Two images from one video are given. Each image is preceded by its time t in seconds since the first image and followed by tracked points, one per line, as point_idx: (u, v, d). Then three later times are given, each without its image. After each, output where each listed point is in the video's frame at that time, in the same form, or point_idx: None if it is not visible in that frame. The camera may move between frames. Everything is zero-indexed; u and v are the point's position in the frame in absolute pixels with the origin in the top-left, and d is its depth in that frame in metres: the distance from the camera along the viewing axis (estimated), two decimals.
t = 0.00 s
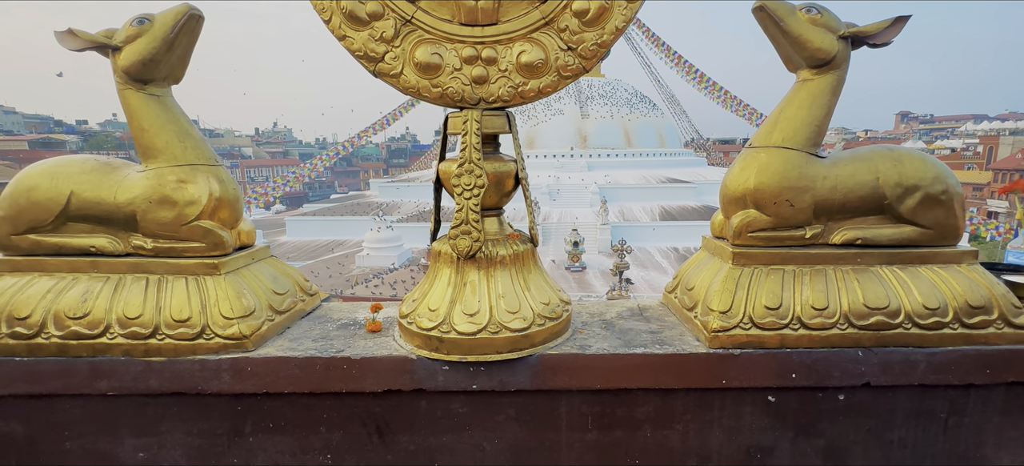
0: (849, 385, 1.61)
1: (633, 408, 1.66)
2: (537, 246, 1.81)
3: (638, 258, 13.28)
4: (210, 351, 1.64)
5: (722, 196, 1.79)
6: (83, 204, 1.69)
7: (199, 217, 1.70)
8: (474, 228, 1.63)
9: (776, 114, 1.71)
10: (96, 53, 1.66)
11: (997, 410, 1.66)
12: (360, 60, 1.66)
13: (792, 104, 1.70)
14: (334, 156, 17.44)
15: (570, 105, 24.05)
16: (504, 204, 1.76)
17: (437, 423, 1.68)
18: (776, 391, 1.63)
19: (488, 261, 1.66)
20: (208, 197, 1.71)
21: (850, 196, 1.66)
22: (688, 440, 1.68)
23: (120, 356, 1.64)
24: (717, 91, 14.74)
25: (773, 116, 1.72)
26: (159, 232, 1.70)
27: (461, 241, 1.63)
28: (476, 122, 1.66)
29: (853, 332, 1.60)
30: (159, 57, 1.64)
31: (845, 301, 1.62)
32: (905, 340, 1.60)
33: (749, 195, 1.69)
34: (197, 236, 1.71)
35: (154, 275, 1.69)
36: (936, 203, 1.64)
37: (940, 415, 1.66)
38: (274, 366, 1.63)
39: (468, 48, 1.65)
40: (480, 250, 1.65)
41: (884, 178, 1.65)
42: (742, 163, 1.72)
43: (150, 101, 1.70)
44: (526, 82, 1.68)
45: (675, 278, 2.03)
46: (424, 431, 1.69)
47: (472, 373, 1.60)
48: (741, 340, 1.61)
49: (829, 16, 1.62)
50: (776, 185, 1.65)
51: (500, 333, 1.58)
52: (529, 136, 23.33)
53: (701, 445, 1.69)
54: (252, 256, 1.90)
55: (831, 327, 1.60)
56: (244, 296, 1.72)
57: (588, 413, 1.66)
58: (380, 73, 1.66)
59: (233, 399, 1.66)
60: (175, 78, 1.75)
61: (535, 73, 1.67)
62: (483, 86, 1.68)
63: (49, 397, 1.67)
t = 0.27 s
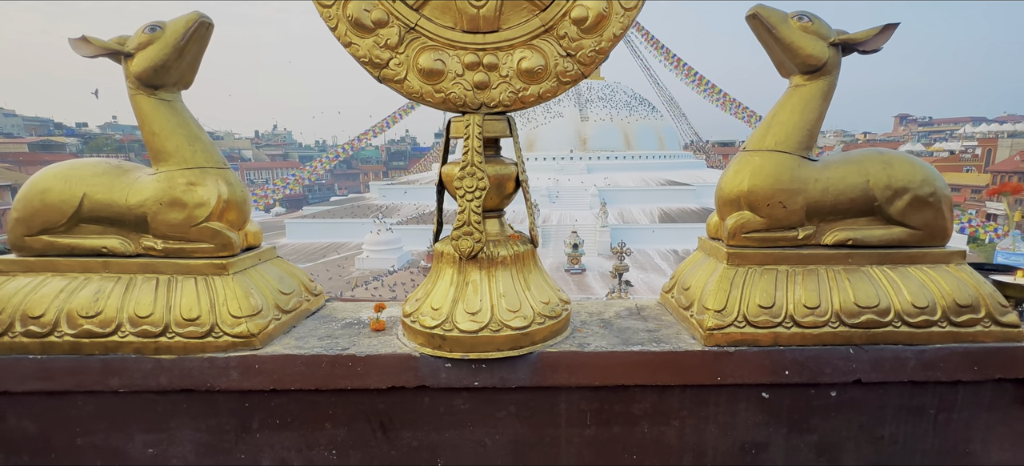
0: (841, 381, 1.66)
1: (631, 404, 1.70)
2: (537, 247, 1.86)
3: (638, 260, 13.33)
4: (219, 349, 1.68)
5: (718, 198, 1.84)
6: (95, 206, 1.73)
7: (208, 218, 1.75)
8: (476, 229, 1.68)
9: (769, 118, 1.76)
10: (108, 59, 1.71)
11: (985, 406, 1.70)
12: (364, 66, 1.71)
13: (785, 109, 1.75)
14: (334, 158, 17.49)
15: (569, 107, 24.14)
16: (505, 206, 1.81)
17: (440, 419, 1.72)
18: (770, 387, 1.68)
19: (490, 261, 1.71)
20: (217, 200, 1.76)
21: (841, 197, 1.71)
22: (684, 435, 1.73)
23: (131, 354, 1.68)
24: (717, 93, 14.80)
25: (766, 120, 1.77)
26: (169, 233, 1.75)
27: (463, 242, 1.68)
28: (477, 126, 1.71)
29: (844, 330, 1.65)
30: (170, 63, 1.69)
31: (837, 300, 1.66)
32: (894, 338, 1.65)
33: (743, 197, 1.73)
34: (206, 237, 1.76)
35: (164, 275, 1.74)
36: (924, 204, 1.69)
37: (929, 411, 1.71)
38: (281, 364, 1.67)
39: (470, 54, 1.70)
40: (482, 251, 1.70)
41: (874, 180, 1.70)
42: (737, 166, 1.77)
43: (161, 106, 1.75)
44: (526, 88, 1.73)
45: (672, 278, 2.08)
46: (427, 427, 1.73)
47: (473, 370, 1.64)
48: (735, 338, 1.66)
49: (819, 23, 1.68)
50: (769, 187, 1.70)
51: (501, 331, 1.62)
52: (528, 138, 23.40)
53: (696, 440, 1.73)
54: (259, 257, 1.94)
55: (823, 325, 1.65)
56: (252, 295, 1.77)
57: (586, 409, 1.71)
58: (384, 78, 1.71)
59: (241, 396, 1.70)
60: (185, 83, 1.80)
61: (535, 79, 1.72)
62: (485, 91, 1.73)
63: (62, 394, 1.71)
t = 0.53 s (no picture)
0: (834, 379, 1.69)
1: (628, 402, 1.74)
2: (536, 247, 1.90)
3: (637, 262, 13.36)
4: (224, 347, 1.72)
5: (714, 199, 1.87)
6: (103, 207, 1.77)
7: (214, 219, 1.78)
8: (477, 230, 1.71)
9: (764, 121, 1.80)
10: (117, 64, 1.75)
11: (976, 403, 1.74)
12: (368, 70, 1.75)
13: (779, 112, 1.78)
14: (334, 161, 17.54)
15: (569, 110, 24.21)
16: (505, 207, 1.84)
17: (441, 416, 1.75)
18: (765, 385, 1.71)
19: (490, 261, 1.75)
20: (223, 201, 1.79)
21: (834, 199, 1.75)
22: (681, 432, 1.76)
23: (138, 352, 1.71)
24: (716, 96, 14.85)
25: (762, 123, 1.81)
26: (176, 234, 1.79)
27: (465, 242, 1.72)
28: (478, 129, 1.75)
29: (838, 329, 1.68)
30: (177, 68, 1.73)
31: (830, 299, 1.70)
32: (886, 336, 1.69)
33: (738, 198, 1.77)
34: (212, 237, 1.79)
35: (171, 275, 1.78)
36: (915, 205, 1.73)
37: (921, 408, 1.74)
38: (286, 361, 1.71)
39: (471, 59, 1.74)
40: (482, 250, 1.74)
41: (866, 182, 1.74)
42: (731, 168, 1.81)
43: (169, 109, 1.79)
44: (526, 91, 1.77)
45: (669, 278, 2.11)
46: (429, 424, 1.76)
47: (474, 368, 1.68)
48: (730, 337, 1.69)
49: (812, 29, 1.71)
50: (763, 189, 1.73)
51: (501, 330, 1.66)
52: (528, 141, 23.45)
53: (693, 437, 1.76)
54: (263, 257, 1.98)
55: (816, 323, 1.69)
56: (257, 295, 1.80)
57: (585, 406, 1.74)
58: (387, 82, 1.75)
59: (246, 393, 1.74)
60: (192, 87, 1.84)
61: (535, 83, 1.76)
62: (485, 96, 1.77)
63: (70, 391, 1.74)
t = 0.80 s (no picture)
0: (827, 376, 1.73)
1: (626, 398, 1.77)
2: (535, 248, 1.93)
3: (637, 264, 13.40)
4: (230, 345, 1.75)
5: (709, 200, 1.91)
6: (112, 208, 1.81)
7: (221, 220, 1.83)
8: (477, 230, 1.75)
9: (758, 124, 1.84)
10: (127, 68, 1.79)
11: (966, 400, 1.77)
12: (371, 75, 1.79)
13: (772, 116, 1.83)
14: (334, 164, 17.60)
15: (568, 113, 24.30)
16: (505, 209, 1.88)
17: (443, 412, 1.79)
18: (759, 382, 1.75)
19: (491, 260, 1.79)
20: (230, 202, 1.83)
21: (826, 200, 1.79)
22: (677, 429, 1.80)
23: (146, 350, 1.75)
24: (716, 99, 14.92)
25: (756, 126, 1.85)
26: (184, 235, 1.83)
27: (466, 242, 1.75)
28: (479, 131, 1.79)
29: (830, 327, 1.72)
30: (186, 72, 1.77)
31: (823, 298, 1.74)
32: (878, 334, 1.72)
33: (733, 200, 1.81)
34: (219, 238, 1.83)
35: (178, 274, 1.82)
36: (906, 206, 1.77)
37: (913, 404, 1.78)
38: (291, 358, 1.74)
39: (472, 63, 1.78)
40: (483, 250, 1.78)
41: (858, 183, 1.78)
42: (727, 170, 1.85)
43: (177, 113, 1.83)
44: (526, 95, 1.81)
45: (666, 279, 2.15)
46: (430, 420, 1.80)
47: (475, 365, 1.72)
48: (725, 334, 1.73)
49: (804, 35, 1.76)
50: (757, 190, 1.77)
51: (501, 327, 1.69)
52: (529, 144, 23.53)
53: (689, 433, 1.80)
54: (268, 257, 2.02)
55: (810, 321, 1.72)
56: (262, 294, 1.84)
57: (583, 403, 1.78)
58: (390, 86, 1.80)
59: (252, 390, 1.77)
60: (199, 91, 1.88)
61: (535, 87, 1.81)
62: (486, 99, 1.81)
63: (80, 388, 1.78)
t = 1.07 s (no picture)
0: (821, 374, 1.76)
1: (624, 396, 1.81)
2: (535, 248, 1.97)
3: (637, 266, 13.42)
4: (236, 343, 1.79)
5: (706, 202, 1.95)
6: (120, 209, 1.85)
7: (227, 221, 1.86)
8: (478, 231, 1.79)
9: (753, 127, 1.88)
10: (135, 73, 1.83)
11: (958, 397, 1.80)
12: (374, 78, 1.83)
13: (767, 119, 1.86)
14: (335, 167, 17.66)
15: (569, 116, 24.37)
16: (505, 210, 1.92)
17: (443, 410, 1.82)
18: (755, 380, 1.78)
19: (491, 260, 1.82)
20: (235, 204, 1.87)
21: (820, 201, 1.82)
22: (674, 426, 1.83)
23: (153, 348, 1.78)
24: (716, 102, 14.96)
25: (751, 129, 1.89)
26: (190, 235, 1.86)
27: (467, 242, 1.79)
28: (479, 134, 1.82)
29: (824, 325, 1.75)
30: (192, 76, 1.81)
31: (817, 297, 1.77)
32: (871, 333, 1.76)
33: (729, 201, 1.85)
34: (225, 238, 1.87)
35: (185, 274, 1.85)
36: (899, 207, 1.81)
37: (906, 402, 1.81)
38: (295, 357, 1.78)
39: (472, 67, 1.82)
40: (484, 251, 1.81)
41: (851, 185, 1.81)
42: (723, 172, 1.88)
43: (184, 116, 1.87)
44: (525, 99, 1.85)
45: (664, 279, 2.18)
46: (431, 418, 1.83)
47: (476, 363, 1.75)
48: (721, 333, 1.76)
49: (798, 39, 1.79)
50: (753, 192, 1.81)
51: (501, 326, 1.73)
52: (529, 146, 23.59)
53: (686, 430, 1.83)
54: (272, 258, 2.06)
55: (804, 320, 1.76)
56: (267, 293, 1.88)
57: (582, 400, 1.81)
58: (393, 90, 1.84)
59: (257, 388, 1.81)
60: (205, 95, 1.92)
61: (535, 91, 1.84)
62: (487, 103, 1.85)
63: (88, 386, 1.82)
